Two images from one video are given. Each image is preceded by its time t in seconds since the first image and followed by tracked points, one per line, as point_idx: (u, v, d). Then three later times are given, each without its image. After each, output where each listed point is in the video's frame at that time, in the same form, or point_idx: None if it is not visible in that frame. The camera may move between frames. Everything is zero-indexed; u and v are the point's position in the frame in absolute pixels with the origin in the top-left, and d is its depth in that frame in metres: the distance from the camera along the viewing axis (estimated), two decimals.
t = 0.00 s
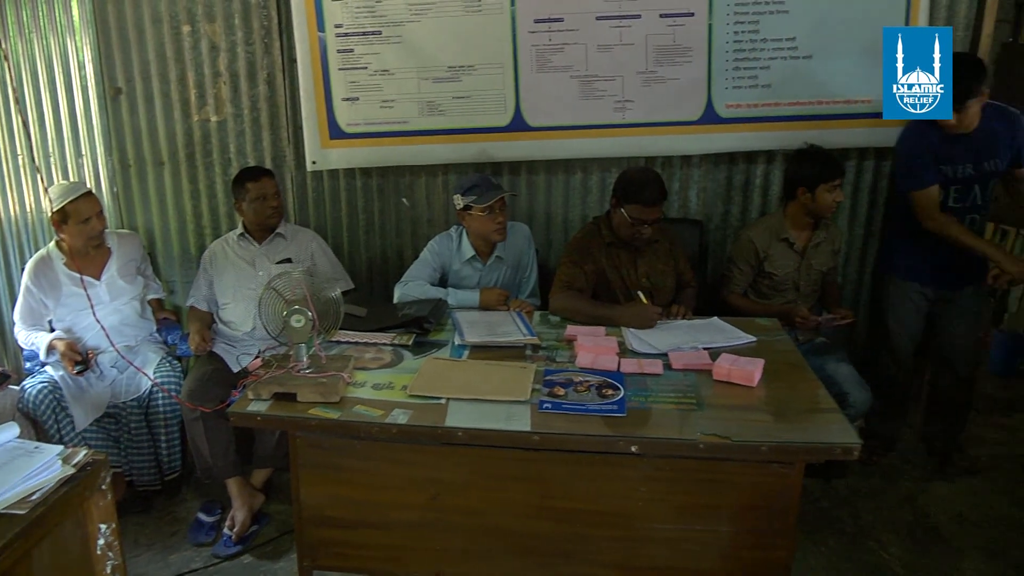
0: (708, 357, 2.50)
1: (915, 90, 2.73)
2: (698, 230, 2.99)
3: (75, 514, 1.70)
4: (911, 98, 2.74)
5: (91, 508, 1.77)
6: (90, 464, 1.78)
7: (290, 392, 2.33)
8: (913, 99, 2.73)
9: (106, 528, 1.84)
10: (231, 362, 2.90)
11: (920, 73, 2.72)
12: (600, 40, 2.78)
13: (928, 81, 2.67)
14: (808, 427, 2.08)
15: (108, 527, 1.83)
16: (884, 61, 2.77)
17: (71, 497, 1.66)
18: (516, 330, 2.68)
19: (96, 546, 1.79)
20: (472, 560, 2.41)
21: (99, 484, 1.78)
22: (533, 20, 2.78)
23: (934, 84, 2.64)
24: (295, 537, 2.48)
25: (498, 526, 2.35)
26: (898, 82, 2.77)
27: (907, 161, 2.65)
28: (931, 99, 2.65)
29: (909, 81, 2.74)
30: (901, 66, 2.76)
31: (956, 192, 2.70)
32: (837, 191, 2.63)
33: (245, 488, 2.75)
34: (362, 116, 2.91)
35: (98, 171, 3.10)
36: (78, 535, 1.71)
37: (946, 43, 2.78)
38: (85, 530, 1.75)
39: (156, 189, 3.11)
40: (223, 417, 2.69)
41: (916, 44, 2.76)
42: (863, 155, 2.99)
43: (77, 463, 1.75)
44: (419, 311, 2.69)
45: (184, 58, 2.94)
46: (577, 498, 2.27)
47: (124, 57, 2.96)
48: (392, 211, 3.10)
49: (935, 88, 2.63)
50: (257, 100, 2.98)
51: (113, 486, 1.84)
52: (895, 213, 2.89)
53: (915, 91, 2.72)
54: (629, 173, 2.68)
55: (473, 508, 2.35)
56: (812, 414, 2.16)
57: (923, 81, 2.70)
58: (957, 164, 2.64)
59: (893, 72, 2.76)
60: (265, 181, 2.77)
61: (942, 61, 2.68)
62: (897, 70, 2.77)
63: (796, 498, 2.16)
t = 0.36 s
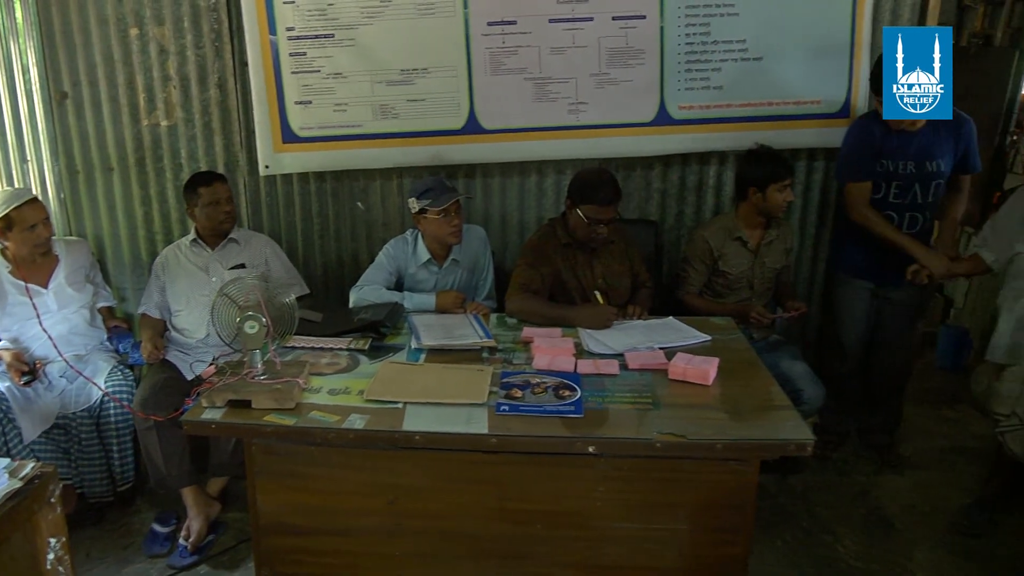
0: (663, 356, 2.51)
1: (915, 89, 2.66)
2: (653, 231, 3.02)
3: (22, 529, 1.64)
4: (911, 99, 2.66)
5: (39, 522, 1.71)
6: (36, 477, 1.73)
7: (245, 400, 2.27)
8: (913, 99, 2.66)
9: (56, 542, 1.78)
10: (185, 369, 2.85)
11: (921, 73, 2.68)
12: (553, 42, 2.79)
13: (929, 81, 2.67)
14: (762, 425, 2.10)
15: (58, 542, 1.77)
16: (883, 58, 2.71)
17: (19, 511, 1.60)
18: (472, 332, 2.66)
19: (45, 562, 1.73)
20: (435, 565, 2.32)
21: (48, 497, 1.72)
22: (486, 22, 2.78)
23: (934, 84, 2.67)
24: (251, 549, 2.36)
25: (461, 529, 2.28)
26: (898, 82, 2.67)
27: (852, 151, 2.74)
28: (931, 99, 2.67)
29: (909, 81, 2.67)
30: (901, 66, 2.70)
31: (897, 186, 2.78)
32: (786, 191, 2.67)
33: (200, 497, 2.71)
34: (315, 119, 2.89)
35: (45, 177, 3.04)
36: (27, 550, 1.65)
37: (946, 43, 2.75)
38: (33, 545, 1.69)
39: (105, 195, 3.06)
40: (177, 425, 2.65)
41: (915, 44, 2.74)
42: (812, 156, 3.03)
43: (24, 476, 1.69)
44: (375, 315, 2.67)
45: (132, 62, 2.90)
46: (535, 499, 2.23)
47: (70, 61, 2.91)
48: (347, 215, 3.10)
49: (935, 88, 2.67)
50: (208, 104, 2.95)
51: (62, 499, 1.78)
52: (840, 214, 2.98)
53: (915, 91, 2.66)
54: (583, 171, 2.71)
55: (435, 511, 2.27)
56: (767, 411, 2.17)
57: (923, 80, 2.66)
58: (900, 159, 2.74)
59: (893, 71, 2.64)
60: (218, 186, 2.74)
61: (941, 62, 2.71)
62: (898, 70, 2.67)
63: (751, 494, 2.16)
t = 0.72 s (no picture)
0: (623, 358, 2.48)
1: (915, 89, 2.96)
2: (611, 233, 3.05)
3: None
4: (909, 98, 2.96)
5: None
6: None
7: (202, 408, 2.17)
8: (910, 98, 2.97)
9: (8, 557, 1.73)
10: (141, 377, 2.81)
11: (919, 73, 2.99)
12: (509, 46, 2.80)
13: (928, 82, 2.99)
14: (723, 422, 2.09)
15: (9, 558, 1.72)
16: (885, 59, 2.97)
17: None
18: (432, 337, 2.62)
19: None
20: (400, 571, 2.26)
21: None
22: (442, 26, 2.78)
23: (934, 85, 2.99)
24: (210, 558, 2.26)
25: (425, 534, 2.22)
26: (898, 82, 2.96)
27: (799, 146, 2.79)
28: (931, 99, 3.00)
29: (909, 81, 2.97)
30: (901, 67, 2.99)
31: (840, 183, 2.82)
32: (739, 193, 2.70)
33: (159, 508, 2.66)
34: (271, 124, 2.88)
35: None
36: None
37: (946, 43, 2.98)
38: None
39: (55, 203, 3.02)
40: (133, 435, 2.61)
41: (915, 45, 2.98)
42: (767, 157, 3.07)
43: None
44: (333, 320, 2.62)
45: (82, 66, 2.86)
46: (497, 502, 2.18)
47: (17, 65, 2.86)
48: (304, 220, 3.09)
49: (934, 89, 3.00)
50: (161, 109, 2.92)
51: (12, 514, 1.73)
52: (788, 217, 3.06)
53: (914, 91, 2.97)
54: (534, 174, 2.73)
55: (399, 516, 2.20)
56: (726, 410, 2.15)
57: (922, 81, 2.97)
58: (846, 156, 2.78)
59: (893, 73, 2.94)
60: (172, 193, 2.70)
61: (940, 62, 2.99)
62: (899, 71, 2.98)
63: (711, 494, 2.13)
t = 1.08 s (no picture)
0: (589, 360, 2.47)
1: (915, 88, 3.88)
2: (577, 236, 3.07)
3: None
4: (909, 96, 3.89)
5: None
6: None
7: (165, 417, 2.08)
8: (911, 97, 3.89)
9: None
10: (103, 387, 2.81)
11: (921, 73, 3.83)
12: (472, 50, 2.81)
13: (928, 80, 3.85)
14: (689, 423, 2.08)
15: None
16: (887, 58, 3.84)
17: None
18: (397, 341, 2.59)
19: None
20: None
21: None
22: (404, 30, 2.78)
23: (932, 83, 3.86)
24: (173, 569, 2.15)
25: (394, 540, 2.13)
26: (900, 82, 3.87)
27: (731, 153, 2.84)
28: (930, 96, 3.90)
29: (910, 80, 3.86)
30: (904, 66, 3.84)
31: (776, 184, 2.89)
32: (701, 196, 2.73)
33: (121, 518, 2.64)
34: (233, 129, 2.87)
35: None
36: None
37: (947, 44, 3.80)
38: None
39: (13, 209, 2.97)
40: (95, 444, 2.58)
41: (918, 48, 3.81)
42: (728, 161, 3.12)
43: None
44: (298, 326, 2.57)
45: (39, 70, 2.82)
46: (469, 506, 2.10)
47: None
48: (268, 225, 3.10)
49: (934, 87, 3.88)
50: (120, 114, 2.90)
51: None
52: (729, 226, 3.13)
53: (915, 89, 3.87)
54: (503, 179, 2.75)
55: (367, 522, 2.11)
56: (692, 412, 2.14)
57: (922, 81, 3.84)
58: (776, 158, 2.86)
59: (896, 72, 3.84)
60: (133, 199, 2.67)
61: (942, 62, 3.81)
62: (901, 70, 3.84)
63: (678, 494, 2.08)
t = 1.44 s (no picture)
0: (574, 362, 2.47)
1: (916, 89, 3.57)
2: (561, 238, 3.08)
3: None
4: (911, 97, 3.58)
5: None
6: None
7: (149, 422, 2.05)
8: (913, 98, 3.58)
9: None
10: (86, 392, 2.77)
11: (921, 73, 3.54)
12: (455, 52, 2.81)
13: (929, 80, 3.54)
14: (675, 423, 2.08)
15: None
16: (886, 58, 3.59)
17: None
18: (382, 345, 2.58)
19: None
20: None
21: None
22: (388, 32, 2.79)
23: (934, 84, 3.54)
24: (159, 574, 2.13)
25: (381, 544, 2.12)
26: (900, 82, 3.58)
27: (697, 159, 2.87)
28: (931, 98, 3.55)
29: (910, 81, 3.57)
30: (904, 67, 3.55)
31: (743, 186, 2.93)
32: (683, 198, 2.74)
33: (104, 523, 2.61)
34: (215, 132, 2.86)
35: None
36: None
37: (945, 41, 3.43)
38: None
39: None
40: (77, 450, 2.56)
41: (917, 46, 3.52)
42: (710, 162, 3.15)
43: None
44: (282, 329, 2.55)
45: (18, 73, 2.80)
46: (455, 509, 2.09)
47: None
48: (251, 229, 3.09)
49: (934, 87, 3.55)
50: (101, 118, 2.88)
51: None
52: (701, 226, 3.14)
53: (916, 90, 3.57)
54: (490, 182, 2.75)
55: (353, 526, 2.09)
56: (677, 412, 2.15)
57: (922, 81, 3.55)
58: (742, 159, 2.90)
59: (894, 75, 3.58)
60: (114, 203, 2.65)
61: (942, 61, 3.48)
62: (901, 71, 3.56)
63: (664, 495, 2.10)
